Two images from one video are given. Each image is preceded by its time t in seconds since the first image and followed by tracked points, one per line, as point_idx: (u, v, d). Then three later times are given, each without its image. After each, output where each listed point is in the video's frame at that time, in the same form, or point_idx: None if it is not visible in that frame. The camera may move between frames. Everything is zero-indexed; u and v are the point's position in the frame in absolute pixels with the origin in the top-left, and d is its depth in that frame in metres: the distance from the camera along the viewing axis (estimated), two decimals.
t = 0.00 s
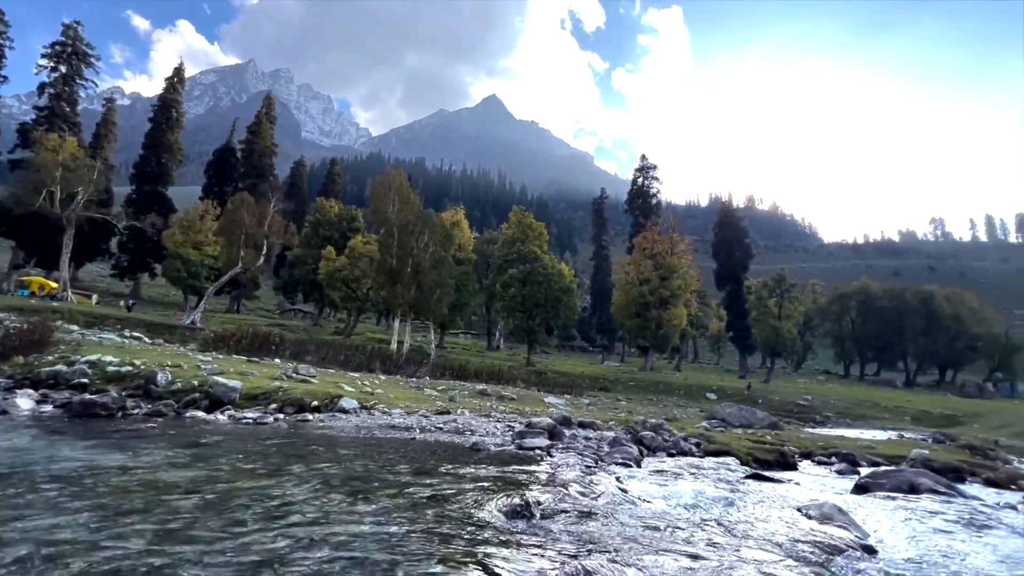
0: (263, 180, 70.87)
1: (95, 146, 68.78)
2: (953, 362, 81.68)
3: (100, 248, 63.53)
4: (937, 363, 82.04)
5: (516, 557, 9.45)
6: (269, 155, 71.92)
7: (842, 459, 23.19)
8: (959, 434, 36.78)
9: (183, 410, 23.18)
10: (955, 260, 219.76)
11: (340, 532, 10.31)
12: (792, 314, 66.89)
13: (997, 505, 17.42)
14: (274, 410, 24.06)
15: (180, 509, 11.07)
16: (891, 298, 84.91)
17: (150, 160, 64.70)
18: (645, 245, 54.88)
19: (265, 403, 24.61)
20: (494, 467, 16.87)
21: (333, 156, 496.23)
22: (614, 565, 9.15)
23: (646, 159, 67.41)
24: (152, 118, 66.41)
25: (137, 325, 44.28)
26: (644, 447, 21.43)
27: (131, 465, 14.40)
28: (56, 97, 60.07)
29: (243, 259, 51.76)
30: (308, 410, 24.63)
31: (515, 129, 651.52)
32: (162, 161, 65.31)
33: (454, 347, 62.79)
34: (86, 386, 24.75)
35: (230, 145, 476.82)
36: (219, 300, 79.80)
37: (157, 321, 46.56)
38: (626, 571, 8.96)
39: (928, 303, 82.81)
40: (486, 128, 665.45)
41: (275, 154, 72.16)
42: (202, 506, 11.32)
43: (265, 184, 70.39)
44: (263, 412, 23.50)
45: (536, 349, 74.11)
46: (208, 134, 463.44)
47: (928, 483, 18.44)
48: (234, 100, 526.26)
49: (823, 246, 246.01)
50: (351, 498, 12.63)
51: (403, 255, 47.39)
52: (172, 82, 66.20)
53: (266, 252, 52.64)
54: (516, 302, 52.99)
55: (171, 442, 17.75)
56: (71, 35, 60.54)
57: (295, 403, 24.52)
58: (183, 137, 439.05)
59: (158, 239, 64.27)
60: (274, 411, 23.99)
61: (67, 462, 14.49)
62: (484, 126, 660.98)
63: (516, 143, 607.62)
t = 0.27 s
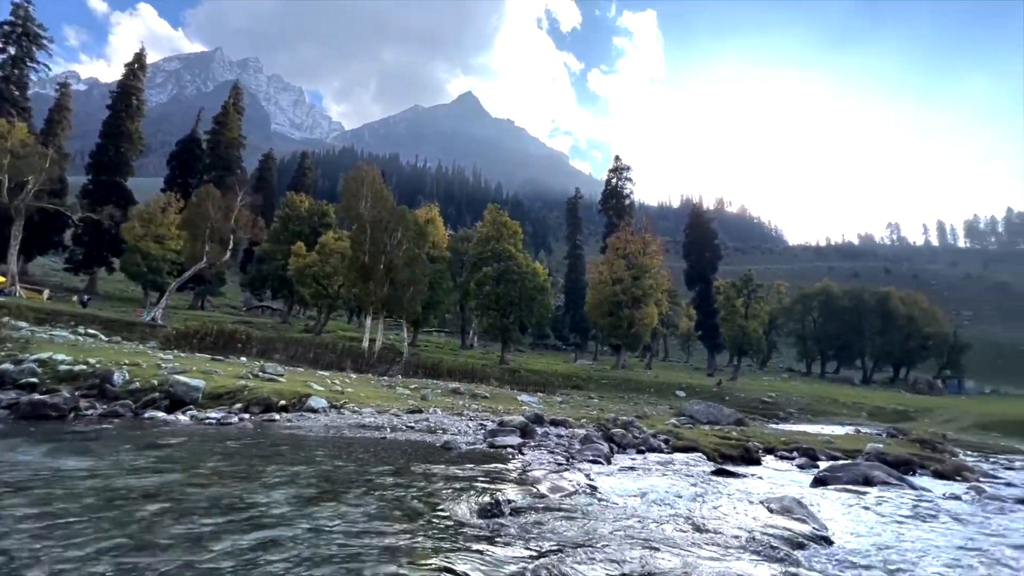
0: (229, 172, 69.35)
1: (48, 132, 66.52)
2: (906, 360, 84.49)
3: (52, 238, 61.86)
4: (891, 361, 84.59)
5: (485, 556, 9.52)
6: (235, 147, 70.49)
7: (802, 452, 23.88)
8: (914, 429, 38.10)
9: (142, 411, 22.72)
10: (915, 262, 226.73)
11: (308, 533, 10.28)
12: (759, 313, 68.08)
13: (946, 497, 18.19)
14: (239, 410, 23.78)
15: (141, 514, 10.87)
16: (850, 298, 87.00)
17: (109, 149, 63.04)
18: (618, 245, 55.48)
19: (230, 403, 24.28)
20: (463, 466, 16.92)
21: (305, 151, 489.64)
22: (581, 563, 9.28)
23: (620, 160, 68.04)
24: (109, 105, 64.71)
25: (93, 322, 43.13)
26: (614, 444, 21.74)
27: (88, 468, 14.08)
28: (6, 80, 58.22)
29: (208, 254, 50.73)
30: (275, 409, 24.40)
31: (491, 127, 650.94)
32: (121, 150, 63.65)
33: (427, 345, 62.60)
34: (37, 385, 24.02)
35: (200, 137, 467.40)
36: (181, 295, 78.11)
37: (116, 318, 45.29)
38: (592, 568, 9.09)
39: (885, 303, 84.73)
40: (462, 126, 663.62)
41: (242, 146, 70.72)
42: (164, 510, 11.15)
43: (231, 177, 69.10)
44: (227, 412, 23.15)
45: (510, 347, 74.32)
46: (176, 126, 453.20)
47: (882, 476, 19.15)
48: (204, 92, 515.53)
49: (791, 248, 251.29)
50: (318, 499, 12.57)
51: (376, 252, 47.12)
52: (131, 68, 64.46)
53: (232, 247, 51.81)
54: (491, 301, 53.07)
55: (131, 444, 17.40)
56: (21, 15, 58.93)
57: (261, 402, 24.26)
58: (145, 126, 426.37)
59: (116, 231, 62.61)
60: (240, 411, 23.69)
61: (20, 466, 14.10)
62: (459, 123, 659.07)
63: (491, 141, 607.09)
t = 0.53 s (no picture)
0: (193, 164, 67.56)
1: None
2: (864, 359, 87.05)
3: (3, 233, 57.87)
4: (849, 360, 86.76)
5: (454, 557, 9.52)
6: (201, 138, 68.14)
7: (766, 448, 24.47)
8: (869, 425, 39.38)
9: (97, 412, 22.18)
10: (877, 265, 232.99)
11: (279, 534, 10.20)
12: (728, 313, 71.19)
13: (899, 489, 18.96)
14: (202, 410, 23.42)
15: (100, 513, 10.65)
16: (812, 299, 89.03)
17: (63, 137, 60.29)
18: (592, 245, 55.94)
19: (191, 403, 23.91)
20: (435, 465, 16.90)
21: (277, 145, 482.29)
22: (552, 562, 9.34)
23: (595, 161, 68.56)
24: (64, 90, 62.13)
25: (45, 320, 41.67)
26: (586, 442, 21.97)
27: (43, 468, 13.71)
28: None
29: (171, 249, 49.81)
30: (240, 410, 24.07)
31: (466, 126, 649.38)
32: (75, 138, 60.99)
33: (399, 343, 62.21)
34: None
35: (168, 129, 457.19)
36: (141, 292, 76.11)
37: (69, 315, 43.78)
38: (562, 566, 9.18)
39: (846, 305, 87.47)
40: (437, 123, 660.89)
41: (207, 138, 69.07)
42: (125, 509, 10.95)
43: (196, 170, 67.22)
44: (189, 413, 22.68)
45: (483, 346, 74.33)
46: (141, 116, 441.89)
47: (839, 470, 19.81)
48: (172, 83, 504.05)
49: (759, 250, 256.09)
50: (288, 498, 12.48)
51: (348, 249, 46.67)
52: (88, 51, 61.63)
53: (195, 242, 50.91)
54: (465, 299, 53.02)
55: (87, 445, 16.96)
56: None
57: (225, 403, 23.89)
58: (105, 115, 411.37)
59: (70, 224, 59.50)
60: (202, 412, 23.29)
61: None
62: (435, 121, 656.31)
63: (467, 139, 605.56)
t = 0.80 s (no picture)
0: (155, 155, 65.77)
1: None
2: (825, 358, 89.34)
3: None
4: (811, 360, 88.69)
5: (422, 558, 9.46)
6: (164, 128, 66.83)
7: (733, 445, 24.99)
8: (828, 422, 40.49)
9: (50, 413, 21.60)
10: (841, 267, 238.84)
11: (245, 536, 10.09)
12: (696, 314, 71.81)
13: (857, 484, 19.57)
14: (162, 411, 22.98)
15: (54, 519, 10.37)
16: (777, 301, 90.92)
17: (12, 123, 57.35)
18: (566, 246, 56.33)
19: (150, 404, 23.50)
20: (405, 466, 16.88)
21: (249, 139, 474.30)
22: (519, 560, 9.38)
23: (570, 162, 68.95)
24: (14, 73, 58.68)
25: None
26: (558, 441, 22.18)
27: None
28: None
29: (130, 244, 48.72)
30: (203, 410, 23.71)
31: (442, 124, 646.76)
32: (27, 125, 58.24)
33: (371, 343, 61.71)
34: None
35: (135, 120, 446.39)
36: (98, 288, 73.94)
37: (20, 312, 42.31)
38: (529, 565, 9.21)
39: (808, 306, 89.59)
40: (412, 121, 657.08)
41: (170, 128, 67.31)
42: (82, 514, 10.71)
43: (158, 160, 65.58)
44: (147, 415, 22.22)
45: (456, 345, 74.30)
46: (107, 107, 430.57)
47: (800, 466, 20.37)
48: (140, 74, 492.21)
49: (729, 252, 260.29)
50: (253, 500, 12.34)
51: (319, 246, 46.17)
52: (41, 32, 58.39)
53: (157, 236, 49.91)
54: (438, 298, 52.90)
55: (39, 449, 16.50)
56: None
57: (186, 404, 23.49)
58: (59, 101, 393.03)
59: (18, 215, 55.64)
60: (162, 413, 22.83)
61: None
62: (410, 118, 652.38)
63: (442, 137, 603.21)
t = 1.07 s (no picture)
0: (112, 145, 63.39)
1: None
2: (788, 358, 91.55)
3: None
4: (774, 359, 90.60)
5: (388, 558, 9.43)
6: (122, 117, 64.20)
7: (699, 443, 25.48)
8: (790, 419, 41.51)
9: None
10: (807, 270, 244.27)
11: (207, 540, 9.91)
12: (666, 314, 70.62)
13: (817, 480, 20.14)
14: (116, 413, 22.36)
15: (2, 524, 10.06)
16: (743, 302, 92.63)
17: None
18: (540, 246, 56.61)
19: (104, 406, 22.96)
20: (372, 467, 16.81)
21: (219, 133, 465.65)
22: (486, 560, 9.39)
23: (544, 163, 69.25)
24: None
25: None
26: (529, 441, 22.33)
27: None
28: None
29: (83, 236, 46.74)
30: (161, 412, 23.19)
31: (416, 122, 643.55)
32: None
33: (341, 342, 61.08)
34: None
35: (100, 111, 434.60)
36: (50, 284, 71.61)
37: None
38: (496, 565, 9.23)
39: (772, 308, 91.56)
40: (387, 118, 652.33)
41: (129, 117, 65.28)
42: (33, 519, 10.41)
43: (116, 150, 63.16)
44: (101, 417, 21.61)
45: (428, 344, 74.09)
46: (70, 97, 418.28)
47: (763, 463, 20.89)
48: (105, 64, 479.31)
49: (699, 254, 264.17)
50: (215, 505, 12.13)
51: (288, 243, 45.54)
52: None
53: (113, 229, 48.48)
54: (410, 297, 52.68)
55: None
56: None
57: (143, 405, 22.93)
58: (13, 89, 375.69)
59: None
60: (117, 415, 22.27)
61: None
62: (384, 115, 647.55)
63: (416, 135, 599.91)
